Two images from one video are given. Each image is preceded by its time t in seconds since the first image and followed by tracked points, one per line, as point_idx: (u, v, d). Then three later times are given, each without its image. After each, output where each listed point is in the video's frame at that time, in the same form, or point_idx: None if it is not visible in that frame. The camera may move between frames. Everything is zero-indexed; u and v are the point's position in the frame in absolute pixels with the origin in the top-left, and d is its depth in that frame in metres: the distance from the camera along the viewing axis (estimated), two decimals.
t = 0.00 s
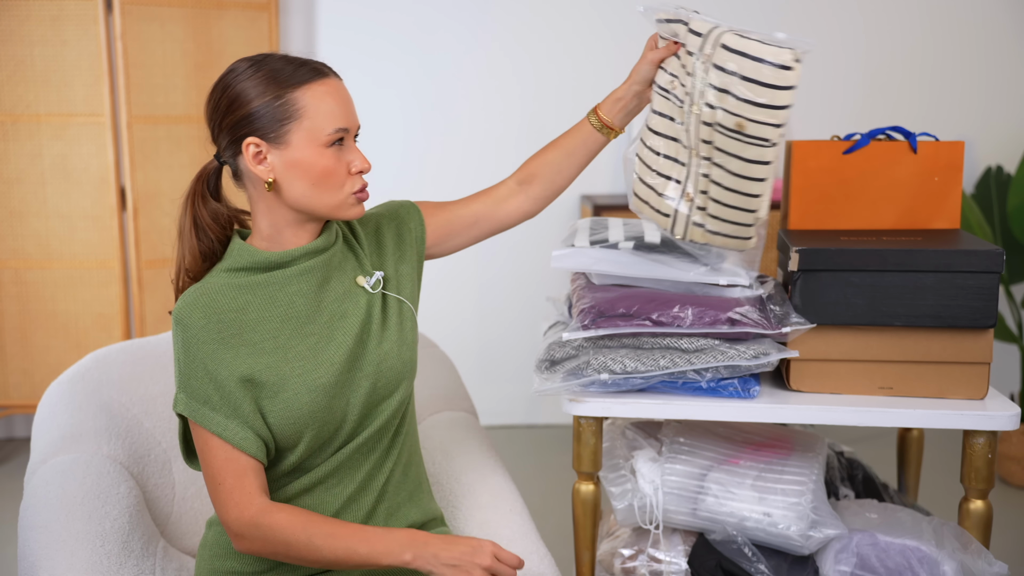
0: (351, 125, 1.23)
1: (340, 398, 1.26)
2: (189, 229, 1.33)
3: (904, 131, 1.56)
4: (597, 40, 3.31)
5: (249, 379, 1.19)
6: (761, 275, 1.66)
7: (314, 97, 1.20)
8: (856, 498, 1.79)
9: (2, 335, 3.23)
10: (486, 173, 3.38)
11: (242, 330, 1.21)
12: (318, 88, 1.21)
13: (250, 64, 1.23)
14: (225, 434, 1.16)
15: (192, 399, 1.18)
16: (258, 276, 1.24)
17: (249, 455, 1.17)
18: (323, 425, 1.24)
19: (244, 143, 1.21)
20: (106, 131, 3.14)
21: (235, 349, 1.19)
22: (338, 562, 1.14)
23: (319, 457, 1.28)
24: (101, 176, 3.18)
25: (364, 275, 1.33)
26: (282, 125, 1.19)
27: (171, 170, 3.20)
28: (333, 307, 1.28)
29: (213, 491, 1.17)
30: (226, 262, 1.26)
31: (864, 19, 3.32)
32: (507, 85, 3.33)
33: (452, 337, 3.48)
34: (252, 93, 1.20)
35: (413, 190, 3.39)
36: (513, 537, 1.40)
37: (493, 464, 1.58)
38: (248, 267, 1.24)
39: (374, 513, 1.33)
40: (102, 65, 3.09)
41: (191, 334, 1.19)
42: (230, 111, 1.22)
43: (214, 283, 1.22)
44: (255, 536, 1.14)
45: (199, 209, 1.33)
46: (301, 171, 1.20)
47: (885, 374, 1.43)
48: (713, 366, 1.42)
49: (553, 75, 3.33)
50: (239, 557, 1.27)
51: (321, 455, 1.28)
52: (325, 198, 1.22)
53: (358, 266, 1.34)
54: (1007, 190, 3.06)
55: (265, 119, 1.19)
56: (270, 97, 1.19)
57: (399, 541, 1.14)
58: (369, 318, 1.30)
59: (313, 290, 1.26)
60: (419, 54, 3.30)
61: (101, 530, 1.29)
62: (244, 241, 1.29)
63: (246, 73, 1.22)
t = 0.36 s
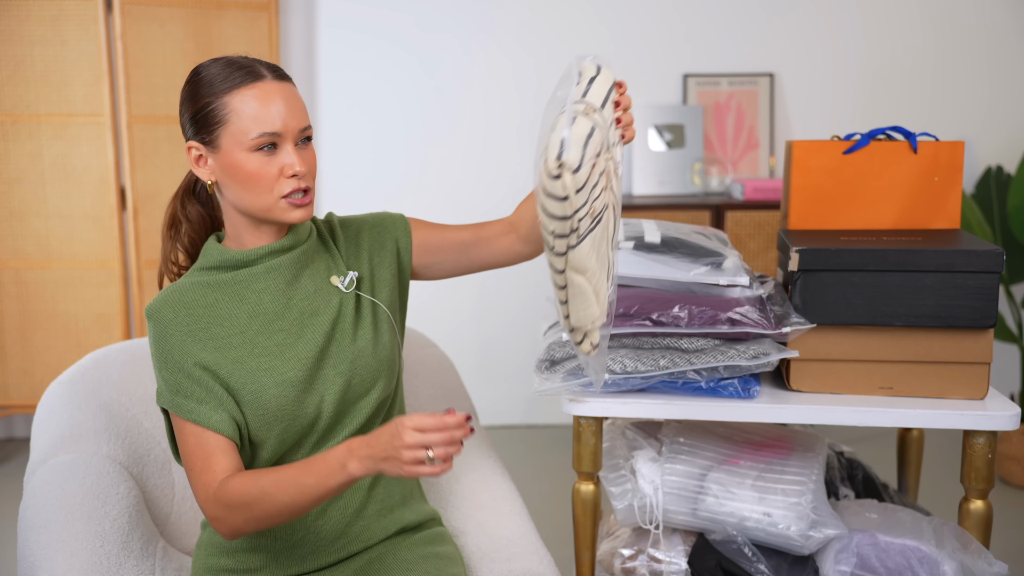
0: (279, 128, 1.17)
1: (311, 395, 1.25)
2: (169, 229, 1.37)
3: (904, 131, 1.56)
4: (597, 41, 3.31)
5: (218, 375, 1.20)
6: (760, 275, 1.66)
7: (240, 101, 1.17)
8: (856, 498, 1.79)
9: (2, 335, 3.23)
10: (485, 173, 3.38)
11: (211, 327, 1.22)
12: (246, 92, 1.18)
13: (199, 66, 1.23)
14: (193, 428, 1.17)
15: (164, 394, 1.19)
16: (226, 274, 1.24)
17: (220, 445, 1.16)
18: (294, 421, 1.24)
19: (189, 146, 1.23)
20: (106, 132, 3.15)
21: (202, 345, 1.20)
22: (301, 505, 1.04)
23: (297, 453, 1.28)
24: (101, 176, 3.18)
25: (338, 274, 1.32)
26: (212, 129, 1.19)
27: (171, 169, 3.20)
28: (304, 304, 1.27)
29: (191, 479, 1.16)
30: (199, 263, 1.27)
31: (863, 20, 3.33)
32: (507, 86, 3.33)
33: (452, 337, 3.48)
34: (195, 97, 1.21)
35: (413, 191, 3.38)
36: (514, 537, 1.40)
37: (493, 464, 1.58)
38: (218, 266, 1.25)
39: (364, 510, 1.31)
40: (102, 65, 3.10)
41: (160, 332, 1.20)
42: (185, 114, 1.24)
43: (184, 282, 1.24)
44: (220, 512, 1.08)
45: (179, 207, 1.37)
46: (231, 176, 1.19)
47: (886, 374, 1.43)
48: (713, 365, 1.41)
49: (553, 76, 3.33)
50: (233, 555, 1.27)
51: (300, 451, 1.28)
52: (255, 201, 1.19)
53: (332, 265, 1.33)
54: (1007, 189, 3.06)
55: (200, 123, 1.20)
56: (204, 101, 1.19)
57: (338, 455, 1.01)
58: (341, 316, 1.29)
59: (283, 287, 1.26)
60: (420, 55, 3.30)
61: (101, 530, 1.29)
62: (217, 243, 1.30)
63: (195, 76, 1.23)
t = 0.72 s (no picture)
0: (266, 131, 1.14)
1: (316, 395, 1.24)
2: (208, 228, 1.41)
3: (904, 131, 1.56)
4: (597, 41, 3.31)
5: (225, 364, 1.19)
6: (760, 276, 1.65)
7: (229, 104, 1.15)
8: (856, 498, 1.79)
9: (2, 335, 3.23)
10: (484, 172, 3.38)
11: (222, 315, 1.20)
12: (234, 94, 1.14)
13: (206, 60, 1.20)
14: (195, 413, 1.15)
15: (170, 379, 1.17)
16: (241, 266, 1.24)
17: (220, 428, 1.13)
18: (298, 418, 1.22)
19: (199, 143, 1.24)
20: (106, 131, 3.14)
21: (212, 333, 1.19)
22: (284, 455, 1.00)
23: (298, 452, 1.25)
24: (101, 176, 3.18)
25: (353, 279, 1.32)
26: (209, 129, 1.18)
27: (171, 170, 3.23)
28: (316, 302, 1.26)
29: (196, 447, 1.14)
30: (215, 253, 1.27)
31: (863, 19, 3.32)
32: (506, 86, 3.33)
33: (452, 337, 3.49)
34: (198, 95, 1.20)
35: (413, 191, 3.38)
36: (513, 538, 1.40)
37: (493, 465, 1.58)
38: (233, 257, 1.25)
39: (366, 520, 1.31)
40: (102, 65, 3.09)
41: (171, 314, 1.19)
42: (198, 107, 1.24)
43: (199, 270, 1.23)
44: (217, 477, 1.06)
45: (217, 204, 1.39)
46: (227, 178, 1.19)
47: (885, 374, 1.43)
48: (713, 366, 1.41)
49: (553, 76, 3.33)
50: (234, 552, 1.27)
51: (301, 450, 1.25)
52: (246, 204, 1.18)
53: (348, 270, 1.33)
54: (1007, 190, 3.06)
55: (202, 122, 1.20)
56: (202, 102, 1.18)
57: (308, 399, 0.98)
58: (353, 318, 1.28)
59: (296, 283, 1.26)
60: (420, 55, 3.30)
61: (101, 530, 1.29)
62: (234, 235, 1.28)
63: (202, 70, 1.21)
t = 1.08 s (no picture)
0: (325, 135, 1.16)
1: (331, 402, 1.24)
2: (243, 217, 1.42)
3: (904, 131, 1.56)
4: (597, 41, 3.31)
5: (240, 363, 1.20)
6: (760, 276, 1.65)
7: (295, 100, 1.16)
8: (856, 498, 1.79)
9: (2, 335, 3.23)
10: (484, 172, 3.38)
11: (242, 315, 1.22)
12: (303, 92, 1.16)
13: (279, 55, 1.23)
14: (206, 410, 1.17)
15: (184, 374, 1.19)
16: (265, 267, 1.25)
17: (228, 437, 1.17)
18: (309, 423, 1.23)
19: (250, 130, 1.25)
20: (106, 131, 3.14)
21: (230, 331, 1.21)
22: (266, 509, 1.05)
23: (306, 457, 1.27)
24: (101, 176, 3.18)
25: (379, 289, 1.33)
26: (267, 120, 1.19)
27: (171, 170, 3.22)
28: (336, 309, 1.27)
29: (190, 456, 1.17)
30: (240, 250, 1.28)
31: (863, 19, 3.32)
32: (506, 86, 3.33)
33: (452, 336, 3.49)
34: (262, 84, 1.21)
35: (413, 191, 3.38)
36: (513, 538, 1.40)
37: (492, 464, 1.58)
38: (257, 257, 1.26)
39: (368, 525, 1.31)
40: (102, 65, 3.09)
41: (191, 310, 1.21)
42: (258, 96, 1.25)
43: (223, 267, 1.25)
44: (203, 503, 1.09)
45: (248, 197, 1.41)
46: (272, 170, 1.20)
47: (885, 374, 1.43)
48: (713, 366, 1.41)
49: (553, 77, 3.33)
50: (237, 552, 1.27)
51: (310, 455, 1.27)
52: (285, 199, 1.19)
53: (374, 279, 1.34)
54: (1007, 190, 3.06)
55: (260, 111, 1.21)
56: (266, 92, 1.19)
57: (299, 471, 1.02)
58: (374, 328, 1.29)
59: (317, 289, 1.27)
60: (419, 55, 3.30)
61: (101, 530, 1.29)
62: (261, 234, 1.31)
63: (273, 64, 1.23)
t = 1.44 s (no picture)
0: (359, 130, 1.20)
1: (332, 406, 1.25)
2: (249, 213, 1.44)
3: (904, 131, 1.56)
4: (597, 41, 3.32)
5: (243, 364, 1.20)
6: (760, 276, 1.65)
7: (335, 94, 1.21)
8: (856, 498, 1.79)
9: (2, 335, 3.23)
10: (484, 172, 3.38)
11: (246, 315, 1.22)
12: (344, 89, 1.22)
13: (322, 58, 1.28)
14: (206, 410, 1.17)
15: (184, 371, 1.18)
16: (271, 268, 1.25)
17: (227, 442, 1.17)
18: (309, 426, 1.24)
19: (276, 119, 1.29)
20: (106, 131, 3.14)
21: (233, 331, 1.21)
22: (262, 492, 1.07)
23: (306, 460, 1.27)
24: (101, 176, 3.18)
25: (382, 294, 1.34)
26: (301, 109, 1.23)
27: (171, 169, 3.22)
28: (340, 313, 1.28)
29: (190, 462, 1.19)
30: (244, 249, 1.28)
31: (862, 19, 3.32)
32: (506, 86, 3.33)
33: (452, 337, 3.49)
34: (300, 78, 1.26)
35: (413, 191, 3.38)
36: (514, 538, 1.40)
37: (492, 465, 1.57)
38: (262, 257, 1.26)
39: (369, 526, 1.32)
40: (102, 65, 3.09)
41: (193, 309, 1.20)
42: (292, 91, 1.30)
43: (228, 266, 1.24)
44: (202, 502, 1.11)
45: (257, 195, 1.43)
46: (296, 157, 1.23)
47: (885, 374, 1.43)
48: (713, 366, 1.41)
49: (553, 77, 3.33)
50: (237, 555, 1.26)
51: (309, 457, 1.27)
52: (304, 185, 1.22)
53: (378, 284, 1.35)
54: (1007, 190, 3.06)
55: (293, 101, 1.25)
56: (304, 85, 1.24)
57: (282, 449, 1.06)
58: (375, 333, 1.30)
59: (321, 292, 1.28)
60: (419, 56, 3.30)
61: (101, 530, 1.29)
62: (266, 232, 1.31)
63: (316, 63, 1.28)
